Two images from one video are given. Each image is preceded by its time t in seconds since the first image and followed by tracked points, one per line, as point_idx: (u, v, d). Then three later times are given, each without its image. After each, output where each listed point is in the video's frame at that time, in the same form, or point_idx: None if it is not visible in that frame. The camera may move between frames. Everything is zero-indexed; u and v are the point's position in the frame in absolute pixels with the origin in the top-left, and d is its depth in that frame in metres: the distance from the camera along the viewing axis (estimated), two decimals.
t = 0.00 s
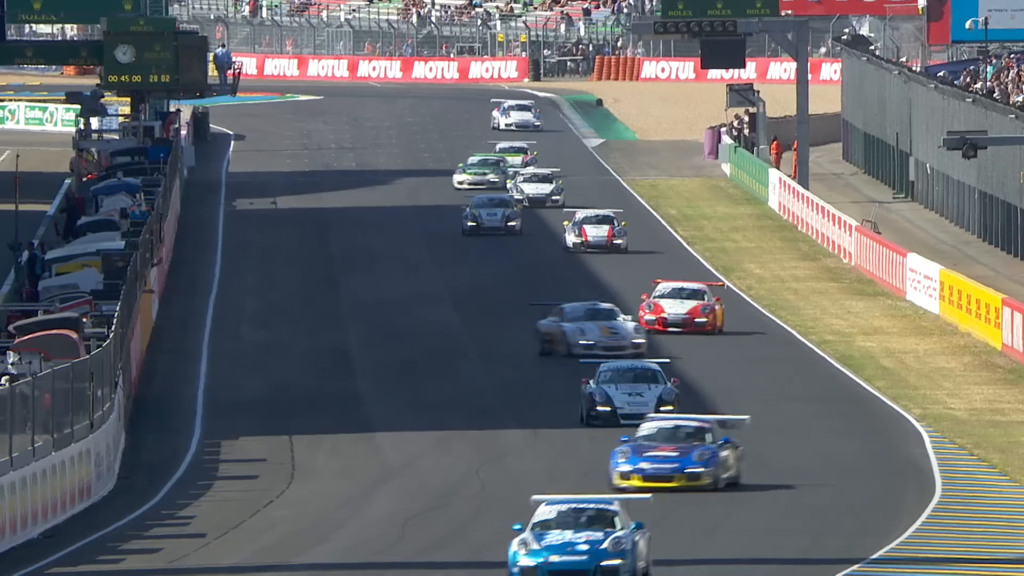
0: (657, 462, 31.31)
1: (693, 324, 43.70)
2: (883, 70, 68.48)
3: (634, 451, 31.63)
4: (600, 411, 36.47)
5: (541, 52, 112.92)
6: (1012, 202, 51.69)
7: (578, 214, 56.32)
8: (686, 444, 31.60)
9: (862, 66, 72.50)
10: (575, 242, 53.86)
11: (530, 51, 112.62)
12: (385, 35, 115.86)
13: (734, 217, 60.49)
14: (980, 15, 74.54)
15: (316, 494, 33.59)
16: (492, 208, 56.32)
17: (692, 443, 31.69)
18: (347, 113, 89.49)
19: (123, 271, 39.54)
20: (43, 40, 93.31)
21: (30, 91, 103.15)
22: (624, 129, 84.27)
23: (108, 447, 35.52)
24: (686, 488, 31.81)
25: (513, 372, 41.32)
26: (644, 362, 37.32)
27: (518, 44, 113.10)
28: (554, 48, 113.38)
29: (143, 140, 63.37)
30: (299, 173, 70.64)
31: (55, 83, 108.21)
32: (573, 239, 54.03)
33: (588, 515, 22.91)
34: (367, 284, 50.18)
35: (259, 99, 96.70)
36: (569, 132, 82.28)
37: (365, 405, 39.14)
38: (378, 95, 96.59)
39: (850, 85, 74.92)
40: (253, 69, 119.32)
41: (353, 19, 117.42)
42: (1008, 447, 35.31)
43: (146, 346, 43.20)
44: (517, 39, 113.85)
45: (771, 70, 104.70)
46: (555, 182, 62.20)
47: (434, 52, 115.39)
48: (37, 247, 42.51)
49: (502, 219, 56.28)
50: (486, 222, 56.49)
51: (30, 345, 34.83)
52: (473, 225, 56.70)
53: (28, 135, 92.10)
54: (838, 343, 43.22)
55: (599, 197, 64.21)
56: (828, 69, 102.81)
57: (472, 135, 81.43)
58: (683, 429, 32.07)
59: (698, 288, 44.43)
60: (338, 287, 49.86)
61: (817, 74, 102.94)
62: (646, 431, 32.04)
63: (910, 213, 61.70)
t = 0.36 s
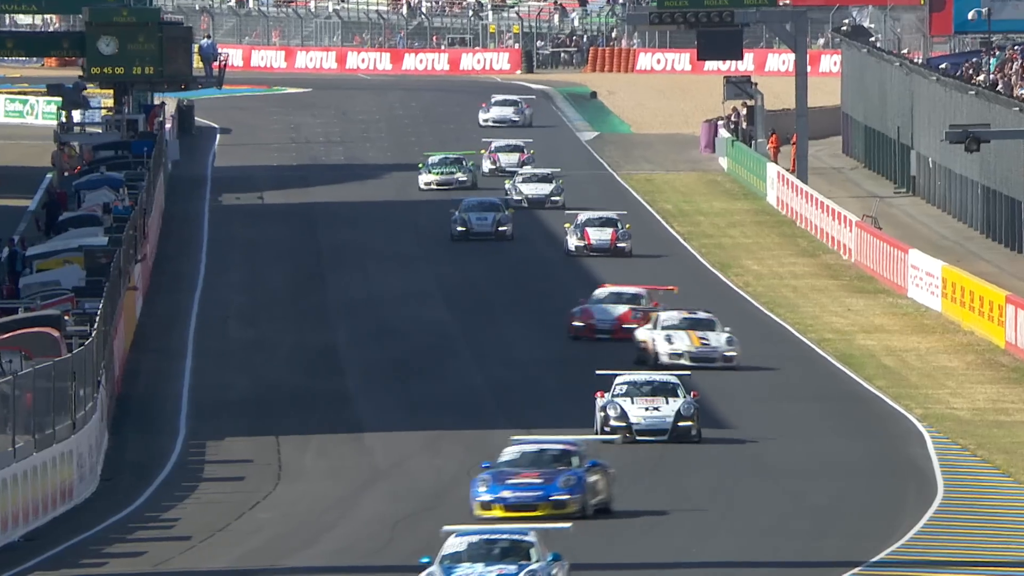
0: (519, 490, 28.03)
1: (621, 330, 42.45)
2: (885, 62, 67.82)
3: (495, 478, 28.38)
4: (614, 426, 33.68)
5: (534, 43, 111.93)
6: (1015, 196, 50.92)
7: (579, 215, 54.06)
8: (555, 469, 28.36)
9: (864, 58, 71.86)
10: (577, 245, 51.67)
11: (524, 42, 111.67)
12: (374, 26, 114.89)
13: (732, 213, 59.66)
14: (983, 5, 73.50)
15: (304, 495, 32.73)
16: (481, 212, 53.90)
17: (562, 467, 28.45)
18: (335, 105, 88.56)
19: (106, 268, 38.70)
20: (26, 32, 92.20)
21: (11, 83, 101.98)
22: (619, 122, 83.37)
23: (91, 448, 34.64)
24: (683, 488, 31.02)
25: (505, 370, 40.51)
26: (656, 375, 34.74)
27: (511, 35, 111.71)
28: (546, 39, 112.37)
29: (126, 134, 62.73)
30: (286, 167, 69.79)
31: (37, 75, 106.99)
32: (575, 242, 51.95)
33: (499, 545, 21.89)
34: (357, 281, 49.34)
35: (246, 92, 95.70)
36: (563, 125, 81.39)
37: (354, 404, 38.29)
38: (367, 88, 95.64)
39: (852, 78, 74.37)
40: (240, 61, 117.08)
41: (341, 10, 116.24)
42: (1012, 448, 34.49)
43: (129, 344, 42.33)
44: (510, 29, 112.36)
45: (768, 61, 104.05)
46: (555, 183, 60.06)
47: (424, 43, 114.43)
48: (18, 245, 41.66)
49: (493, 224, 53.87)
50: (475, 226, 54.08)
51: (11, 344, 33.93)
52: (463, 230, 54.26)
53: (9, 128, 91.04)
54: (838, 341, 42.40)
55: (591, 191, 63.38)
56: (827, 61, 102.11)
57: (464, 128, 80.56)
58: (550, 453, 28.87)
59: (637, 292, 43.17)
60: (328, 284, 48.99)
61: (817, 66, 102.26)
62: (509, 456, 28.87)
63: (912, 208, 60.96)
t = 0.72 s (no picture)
0: (423, 517, 24.53)
1: (517, 337, 40.35)
2: (893, 51, 67.18)
3: (394, 503, 24.87)
4: (628, 442, 31.93)
5: (532, 31, 110.90)
6: None
7: (587, 215, 52.10)
8: (459, 492, 24.92)
9: (871, 46, 71.22)
10: (585, 246, 49.73)
11: (522, 29, 110.84)
12: (367, 14, 113.99)
13: (735, 205, 58.76)
14: None
15: (295, 495, 31.73)
16: (477, 215, 51.65)
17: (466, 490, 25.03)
18: (327, 95, 87.58)
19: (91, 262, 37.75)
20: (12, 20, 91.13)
21: None
22: (619, 111, 82.49)
23: (77, 447, 33.63)
24: (687, 488, 30.02)
25: (502, 367, 39.52)
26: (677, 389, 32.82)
27: (508, 23, 112.04)
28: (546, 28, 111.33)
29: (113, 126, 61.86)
30: (278, 158, 68.81)
31: (23, 63, 105.92)
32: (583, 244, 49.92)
33: None
34: (350, 276, 48.35)
35: (236, 81, 94.68)
36: (561, 115, 80.45)
37: (347, 402, 37.30)
38: (360, 77, 94.62)
39: (859, 65, 73.75)
40: (230, 49, 116.88)
41: None
42: None
43: (115, 341, 41.35)
44: (506, 18, 112.27)
45: (774, 49, 103.10)
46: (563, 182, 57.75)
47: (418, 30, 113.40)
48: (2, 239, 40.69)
49: (489, 227, 51.43)
50: (471, 230, 51.72)
51: None
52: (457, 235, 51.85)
53: None
54: (845, 337, 41.45)
55: (589, 183, 62.44)
56: (833, 49, 101.32)
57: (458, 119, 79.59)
58: (449, 474, 25.47)
59: (535, 295, 41.04)
60: (321, 278, 48.03)
61: (822, 54, 101.44)
62: (404, 480, 25.34)
63: (920, 201, 60.16)
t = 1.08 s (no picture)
0: (391, 543, 21.32)
1: (420, 346, 38.70)
2: (903, 40, 66.50)
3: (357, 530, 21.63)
4: (636, 460, 29.47)
5: (531, 19, 109.88)
6: None
7: (598, 215, 50.15)
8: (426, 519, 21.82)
9: (880, 34, 70.52)
10: (593, 246, 47.91)
11: (520, 17, 109.84)
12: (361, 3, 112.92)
13: (740, 198, 57.87)
14: None
15: (288, 495, 30.79)
16: (473, 217, 49.66)
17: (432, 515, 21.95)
18: (321, 84, 86.62)
19: (79, 257, 36.86)
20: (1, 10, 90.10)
21: None
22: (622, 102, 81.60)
23: (64, 446, 32.68)
24: (690, 487, 29.02)
25: (500, 365, 38.61)
26: (691, 403, 30.42)
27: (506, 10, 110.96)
28: (546, 16, 110.20)
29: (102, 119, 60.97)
30: (271, 150, 67.92)
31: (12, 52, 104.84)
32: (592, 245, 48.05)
33: None
34: (345, 271, 47.45)
35: (227, 70, 93.82)
36: (562, 105, 79.55)
37: (342, 400, 36.39)
38: (355, 66, 93.64)
39: (868, 54, 73.05)
40: (222, 38, 115.73)
41: None
42: None
43: (104, 338, 40.42)
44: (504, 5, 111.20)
45: (780, 38, 102.61)
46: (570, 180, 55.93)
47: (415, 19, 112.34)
48: None
49: (486, 229, 49.50)
50: (467, 232, 49.72)
51: None
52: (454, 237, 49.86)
53: None
54: (853, 334, 40.54)
55: (588, 175, 61.57)
56: (841, 38, 100.58)
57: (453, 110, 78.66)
58: (407, 498, 22.50)
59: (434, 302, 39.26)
60: (316, 273, 47.11)
61: (830, 43, 100.73)
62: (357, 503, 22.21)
63: (930, 194, 59.39)
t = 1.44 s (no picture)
0: None
1: (373, 356, 36.73)
2: (914, 31, 65.69)
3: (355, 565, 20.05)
4: (637, 483, 27.10)
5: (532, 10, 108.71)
6: None
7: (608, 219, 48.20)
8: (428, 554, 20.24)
9: (890, 24, 69.72)
10: (605, 251, 45.99)
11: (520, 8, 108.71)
12: None
13: (747, 193, 56.95)
14: None
15: (281, 499, 29.82)
16: (473, 222, 47.65)
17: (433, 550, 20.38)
18: (316, 77, 85.60)
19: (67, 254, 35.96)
20: None
21: None
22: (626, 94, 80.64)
23: (51, 448, 31.71)
24: (694, 504, 27.19)
25: (500, 365, 37.66)
26: (696, 424, 28.15)
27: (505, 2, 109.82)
28: (547, 6, 109.11)
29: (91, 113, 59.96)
30: (265, 144, 66.93)
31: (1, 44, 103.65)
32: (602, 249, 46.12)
33: None
34: (341, 268, 46.48)
35: (218, 62, 92.80)
36: (565, 97, 78.55)
37: (336, 401, 35.43)
38: (350, 58, 92.59)
39: (877, 45, 72.24)
40: (212, 28, 113.68)
41: None
42: None
43: (92, 337, 39.47)
44: None
45: (788, 29, 101.73)
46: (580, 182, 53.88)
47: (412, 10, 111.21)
48: None
49: (486, 234, 47.51)
50: (466, 238, 47.68)
51: None
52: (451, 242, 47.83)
53: None
54: (863, 333, 39.59)
55: (589, 169, 60.62)
56: (850, 28, 99.74)
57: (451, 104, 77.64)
58: (407, 530, 20.88)
59: (375, 311, 37.57)
60: (311, 271, 46.14)
61: (840, 33, 99.90)
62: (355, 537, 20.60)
63: (942, 189, 58.56)
